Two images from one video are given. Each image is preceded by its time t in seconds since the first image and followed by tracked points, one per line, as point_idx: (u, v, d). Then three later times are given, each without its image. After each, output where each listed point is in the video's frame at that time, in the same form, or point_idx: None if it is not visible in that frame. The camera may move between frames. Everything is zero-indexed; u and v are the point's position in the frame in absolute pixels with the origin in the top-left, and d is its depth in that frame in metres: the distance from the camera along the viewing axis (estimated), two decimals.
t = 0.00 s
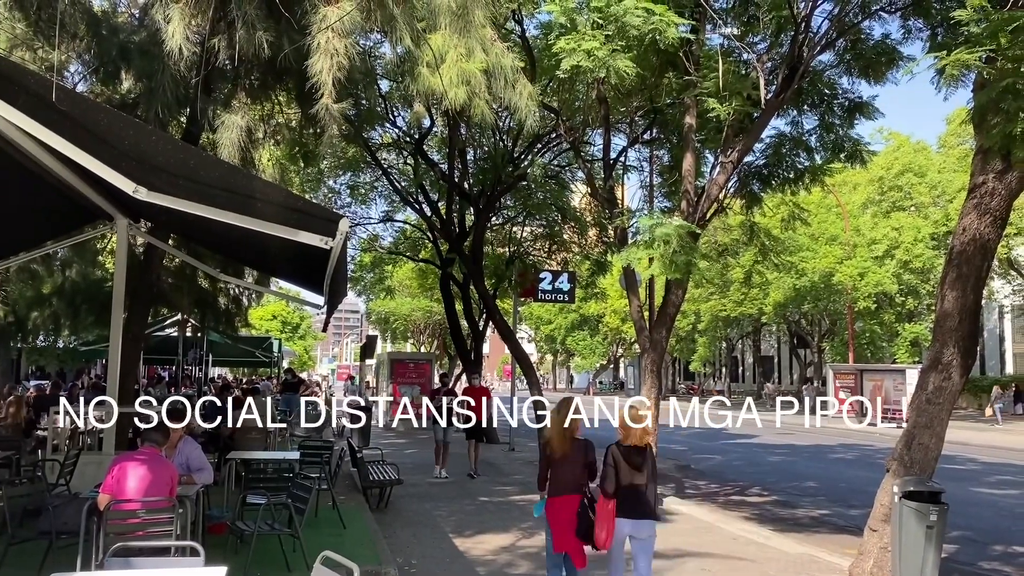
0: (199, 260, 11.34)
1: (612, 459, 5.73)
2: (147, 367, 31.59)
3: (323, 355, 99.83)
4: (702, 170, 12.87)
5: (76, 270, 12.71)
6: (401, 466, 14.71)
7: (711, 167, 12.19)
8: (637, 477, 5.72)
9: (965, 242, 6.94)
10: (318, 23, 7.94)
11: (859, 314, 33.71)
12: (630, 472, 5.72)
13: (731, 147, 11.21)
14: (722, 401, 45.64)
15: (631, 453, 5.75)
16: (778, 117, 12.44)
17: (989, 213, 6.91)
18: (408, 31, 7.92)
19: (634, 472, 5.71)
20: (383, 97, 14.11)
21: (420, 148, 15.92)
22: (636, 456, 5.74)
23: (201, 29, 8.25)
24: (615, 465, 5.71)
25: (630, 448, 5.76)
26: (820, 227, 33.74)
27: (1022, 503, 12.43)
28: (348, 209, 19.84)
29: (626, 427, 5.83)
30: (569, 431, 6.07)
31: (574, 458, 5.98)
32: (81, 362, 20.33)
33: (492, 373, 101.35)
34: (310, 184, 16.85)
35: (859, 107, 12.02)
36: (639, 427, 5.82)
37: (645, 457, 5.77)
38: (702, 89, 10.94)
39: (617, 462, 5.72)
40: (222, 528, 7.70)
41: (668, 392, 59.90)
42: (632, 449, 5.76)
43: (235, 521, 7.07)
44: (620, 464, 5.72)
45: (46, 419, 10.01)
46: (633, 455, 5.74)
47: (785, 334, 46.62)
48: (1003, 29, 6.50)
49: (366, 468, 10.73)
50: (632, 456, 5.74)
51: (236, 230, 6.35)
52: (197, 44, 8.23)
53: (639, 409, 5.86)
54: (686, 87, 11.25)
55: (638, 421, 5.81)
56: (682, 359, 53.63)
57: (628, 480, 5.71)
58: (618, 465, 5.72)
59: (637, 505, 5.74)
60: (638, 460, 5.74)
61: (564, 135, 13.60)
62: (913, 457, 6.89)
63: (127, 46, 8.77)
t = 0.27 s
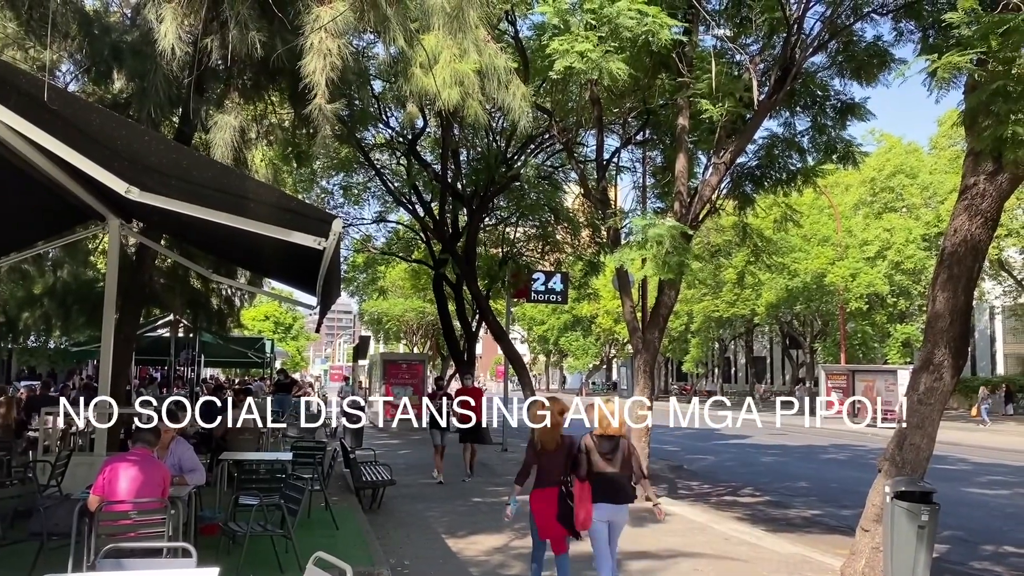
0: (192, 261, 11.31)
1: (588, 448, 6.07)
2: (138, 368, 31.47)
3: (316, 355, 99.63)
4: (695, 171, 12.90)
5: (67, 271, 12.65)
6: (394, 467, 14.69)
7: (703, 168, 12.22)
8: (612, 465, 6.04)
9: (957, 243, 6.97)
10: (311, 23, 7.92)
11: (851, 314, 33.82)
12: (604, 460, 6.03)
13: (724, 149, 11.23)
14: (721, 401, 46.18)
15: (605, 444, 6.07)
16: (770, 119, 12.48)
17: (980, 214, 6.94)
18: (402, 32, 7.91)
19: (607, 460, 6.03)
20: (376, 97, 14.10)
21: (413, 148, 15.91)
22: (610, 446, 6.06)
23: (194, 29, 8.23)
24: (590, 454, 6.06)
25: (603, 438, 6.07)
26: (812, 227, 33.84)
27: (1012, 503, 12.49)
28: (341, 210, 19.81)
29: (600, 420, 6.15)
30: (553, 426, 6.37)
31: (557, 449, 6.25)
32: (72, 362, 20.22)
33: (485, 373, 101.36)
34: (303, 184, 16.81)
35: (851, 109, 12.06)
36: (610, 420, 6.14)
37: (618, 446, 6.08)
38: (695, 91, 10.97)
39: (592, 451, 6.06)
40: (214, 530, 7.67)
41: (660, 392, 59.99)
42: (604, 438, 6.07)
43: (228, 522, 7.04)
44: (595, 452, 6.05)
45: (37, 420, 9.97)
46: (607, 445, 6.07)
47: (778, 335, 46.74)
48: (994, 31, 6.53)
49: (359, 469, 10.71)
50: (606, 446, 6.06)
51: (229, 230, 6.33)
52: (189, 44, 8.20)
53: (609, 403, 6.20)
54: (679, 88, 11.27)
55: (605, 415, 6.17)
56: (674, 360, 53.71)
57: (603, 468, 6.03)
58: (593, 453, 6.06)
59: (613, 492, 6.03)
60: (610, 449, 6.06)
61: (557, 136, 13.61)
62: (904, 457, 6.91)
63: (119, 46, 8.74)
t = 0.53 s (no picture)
0: (185, 262, 11.30)
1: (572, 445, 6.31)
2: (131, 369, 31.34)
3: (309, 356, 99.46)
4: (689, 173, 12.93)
5: (59, 271, 12.60)
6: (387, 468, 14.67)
7: (697, 169, 12.24)
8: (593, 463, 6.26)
9: (948, 244, 7.00)
10: (304, 24, 7.89)
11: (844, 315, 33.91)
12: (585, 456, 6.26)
13: (717, 150, 11.26)
14: (721, 401, 46.76)
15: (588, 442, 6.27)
16: (763, 120, 12.51)
17: (972, 216, 6.96)
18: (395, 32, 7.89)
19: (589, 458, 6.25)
20: (369, 98, 14.09)
21: (406, 149, 15.90)
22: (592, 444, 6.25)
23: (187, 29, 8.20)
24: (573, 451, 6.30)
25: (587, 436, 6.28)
26: (805, 229, 33.91)
27: (1004, 504, 12.55)
28: (334, 210, 19.78)
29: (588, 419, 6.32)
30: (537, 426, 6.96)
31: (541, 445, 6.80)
32: (63, 364, 20.13)
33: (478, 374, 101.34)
34: (297, 184, 16.77)
35: (844, 111, 12.10)
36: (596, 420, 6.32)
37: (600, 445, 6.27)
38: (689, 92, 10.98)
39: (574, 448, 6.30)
40: (207, 531, 7.66)
41: (654, 393, 60.04)
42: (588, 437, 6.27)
43: (221, 523, 7.03)
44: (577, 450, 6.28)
45: (28, 422, 9.93)
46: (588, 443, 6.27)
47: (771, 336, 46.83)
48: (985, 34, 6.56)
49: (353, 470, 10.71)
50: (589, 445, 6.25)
51: (223, 231, 6.33)
52: (183, 45, 8.18)
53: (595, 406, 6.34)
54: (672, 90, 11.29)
55: (596, 414, 6.31)
56: (668, 360, 53.77)
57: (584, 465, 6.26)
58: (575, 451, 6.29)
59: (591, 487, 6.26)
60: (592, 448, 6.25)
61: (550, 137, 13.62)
62: (896, 458, 6.94)
63: (112, 46, 8.71)
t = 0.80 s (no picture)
0: (171, 261, 11.24)
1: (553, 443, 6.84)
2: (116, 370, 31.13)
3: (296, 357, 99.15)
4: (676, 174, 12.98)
5: (45, 271, 12.52)
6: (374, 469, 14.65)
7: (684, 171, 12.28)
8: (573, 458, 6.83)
9: (933, 246, 7.05)
10: (292, 24, 7.87)
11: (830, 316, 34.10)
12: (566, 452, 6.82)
13: (704, 152, 11.31)
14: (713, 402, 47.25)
15: (568, 439, 6.84)
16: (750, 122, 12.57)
17: (956, 217, 7.03)
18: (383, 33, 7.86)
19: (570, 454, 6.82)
20: (357, 98, 14.07)
21: (394, 149, 15.89)
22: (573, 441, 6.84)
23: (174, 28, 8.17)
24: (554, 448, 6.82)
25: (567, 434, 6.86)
26: (791, 230, 34.07)
27: (987, 503, 12.65)
28: (321, 211, 19.73)
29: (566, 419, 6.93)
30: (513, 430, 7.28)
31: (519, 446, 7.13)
32: (47, 364, 19.98)
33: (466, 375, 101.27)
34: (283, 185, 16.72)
35: (830, 113, 12.17)
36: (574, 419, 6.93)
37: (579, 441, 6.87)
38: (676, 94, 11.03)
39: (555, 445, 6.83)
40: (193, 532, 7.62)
41: (641, 394, 60.16)
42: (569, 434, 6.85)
43: (207, 524, 7.00)
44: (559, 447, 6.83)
45: (12, 423, 9.85)
46: (569, 440, 6.84)
47: (758, 337, 47.02)
48: (968, 38, 6.65)
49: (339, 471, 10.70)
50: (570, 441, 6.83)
51: (211, 232, 6.31)
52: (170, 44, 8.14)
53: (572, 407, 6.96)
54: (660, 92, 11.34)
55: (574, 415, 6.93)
56: (655, 361, 53.88)
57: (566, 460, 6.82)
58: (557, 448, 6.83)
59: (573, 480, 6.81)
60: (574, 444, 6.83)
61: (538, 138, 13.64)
62: (881, 458, 6.99)
63: (97, 45, 8.65)
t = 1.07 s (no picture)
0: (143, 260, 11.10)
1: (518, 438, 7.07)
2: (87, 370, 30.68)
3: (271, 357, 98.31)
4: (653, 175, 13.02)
5: (13, 269, 12.30)
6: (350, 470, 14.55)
7: (660, 172, 12.32)
8: (537, 452, 7.07)
9: (906, 248, 7.12)
10: (267, 21, 7.78)
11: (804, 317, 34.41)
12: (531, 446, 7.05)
13: (681, 154, 11.35)
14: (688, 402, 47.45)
15: (532, 433, 7.07)
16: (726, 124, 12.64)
17: (928, 220, 7.09)
18: (359, 30, 7.78)
19: (536, 448, 7.05)
20: (333, 96, 13.98)
21: (370, 148, 15.80)
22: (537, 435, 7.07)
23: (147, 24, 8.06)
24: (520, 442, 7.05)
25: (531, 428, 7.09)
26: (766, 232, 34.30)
27: (958, 502, 12.81)
28: (297, 209, 19.58)
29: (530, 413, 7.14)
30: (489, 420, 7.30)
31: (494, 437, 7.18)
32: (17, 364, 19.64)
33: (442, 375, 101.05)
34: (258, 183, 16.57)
35: (805, 115, 12.26)
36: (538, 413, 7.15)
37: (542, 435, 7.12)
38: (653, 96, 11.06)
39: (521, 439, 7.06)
40: (164, 534, 7.52)
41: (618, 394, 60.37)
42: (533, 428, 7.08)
43: (178, 526, 6.90)
44: (524, 441, 7.06)
45: None
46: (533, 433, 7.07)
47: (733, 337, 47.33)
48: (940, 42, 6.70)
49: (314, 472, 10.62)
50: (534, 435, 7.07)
51: (184, 231, 6.23)
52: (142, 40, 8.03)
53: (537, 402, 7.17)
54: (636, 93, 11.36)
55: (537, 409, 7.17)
56: (631, 361, 54.09)
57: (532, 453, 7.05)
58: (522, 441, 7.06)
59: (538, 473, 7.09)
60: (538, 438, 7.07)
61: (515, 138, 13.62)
62: (855, 458, 7.05)
63: (68, 40, 8.55)
